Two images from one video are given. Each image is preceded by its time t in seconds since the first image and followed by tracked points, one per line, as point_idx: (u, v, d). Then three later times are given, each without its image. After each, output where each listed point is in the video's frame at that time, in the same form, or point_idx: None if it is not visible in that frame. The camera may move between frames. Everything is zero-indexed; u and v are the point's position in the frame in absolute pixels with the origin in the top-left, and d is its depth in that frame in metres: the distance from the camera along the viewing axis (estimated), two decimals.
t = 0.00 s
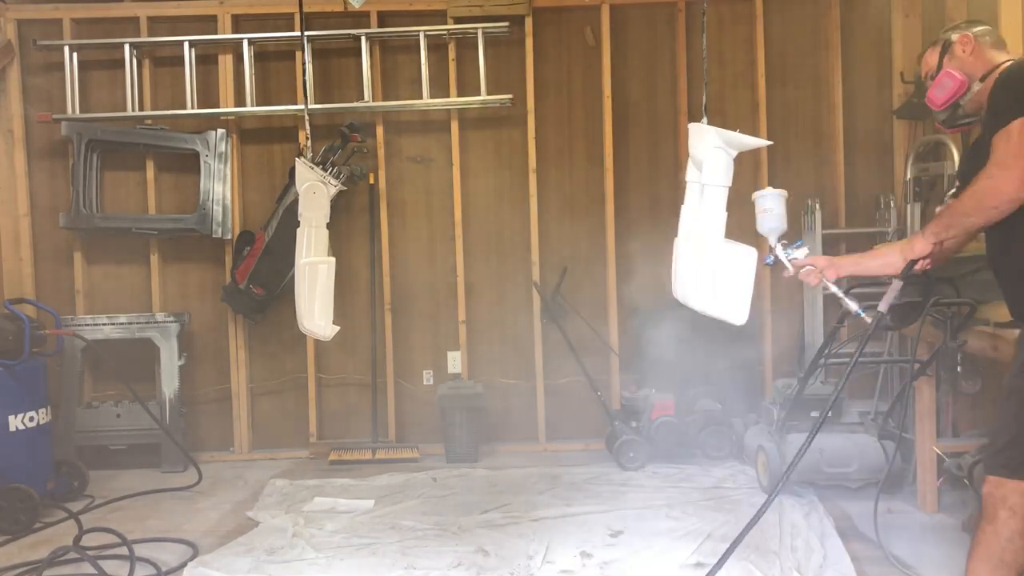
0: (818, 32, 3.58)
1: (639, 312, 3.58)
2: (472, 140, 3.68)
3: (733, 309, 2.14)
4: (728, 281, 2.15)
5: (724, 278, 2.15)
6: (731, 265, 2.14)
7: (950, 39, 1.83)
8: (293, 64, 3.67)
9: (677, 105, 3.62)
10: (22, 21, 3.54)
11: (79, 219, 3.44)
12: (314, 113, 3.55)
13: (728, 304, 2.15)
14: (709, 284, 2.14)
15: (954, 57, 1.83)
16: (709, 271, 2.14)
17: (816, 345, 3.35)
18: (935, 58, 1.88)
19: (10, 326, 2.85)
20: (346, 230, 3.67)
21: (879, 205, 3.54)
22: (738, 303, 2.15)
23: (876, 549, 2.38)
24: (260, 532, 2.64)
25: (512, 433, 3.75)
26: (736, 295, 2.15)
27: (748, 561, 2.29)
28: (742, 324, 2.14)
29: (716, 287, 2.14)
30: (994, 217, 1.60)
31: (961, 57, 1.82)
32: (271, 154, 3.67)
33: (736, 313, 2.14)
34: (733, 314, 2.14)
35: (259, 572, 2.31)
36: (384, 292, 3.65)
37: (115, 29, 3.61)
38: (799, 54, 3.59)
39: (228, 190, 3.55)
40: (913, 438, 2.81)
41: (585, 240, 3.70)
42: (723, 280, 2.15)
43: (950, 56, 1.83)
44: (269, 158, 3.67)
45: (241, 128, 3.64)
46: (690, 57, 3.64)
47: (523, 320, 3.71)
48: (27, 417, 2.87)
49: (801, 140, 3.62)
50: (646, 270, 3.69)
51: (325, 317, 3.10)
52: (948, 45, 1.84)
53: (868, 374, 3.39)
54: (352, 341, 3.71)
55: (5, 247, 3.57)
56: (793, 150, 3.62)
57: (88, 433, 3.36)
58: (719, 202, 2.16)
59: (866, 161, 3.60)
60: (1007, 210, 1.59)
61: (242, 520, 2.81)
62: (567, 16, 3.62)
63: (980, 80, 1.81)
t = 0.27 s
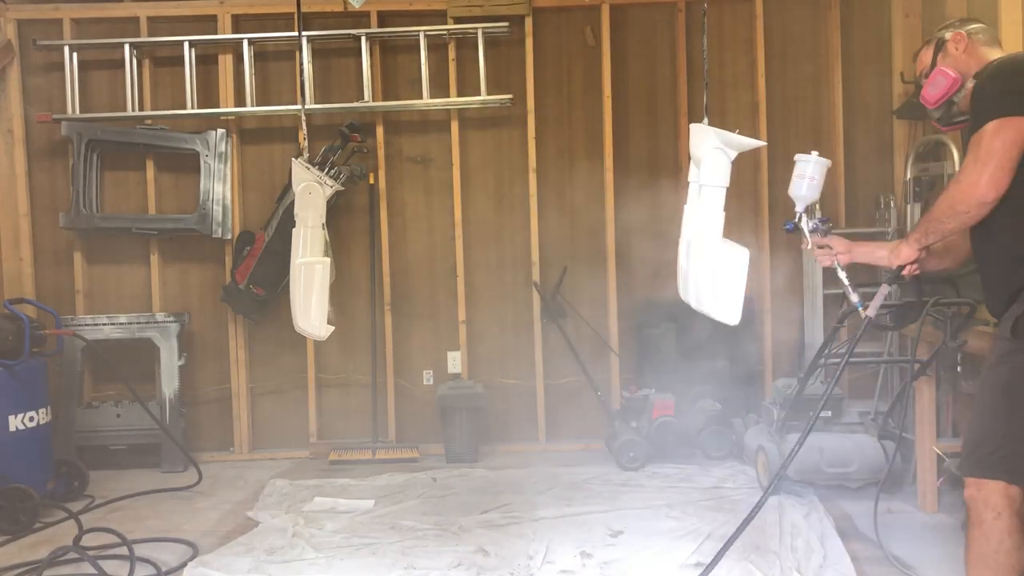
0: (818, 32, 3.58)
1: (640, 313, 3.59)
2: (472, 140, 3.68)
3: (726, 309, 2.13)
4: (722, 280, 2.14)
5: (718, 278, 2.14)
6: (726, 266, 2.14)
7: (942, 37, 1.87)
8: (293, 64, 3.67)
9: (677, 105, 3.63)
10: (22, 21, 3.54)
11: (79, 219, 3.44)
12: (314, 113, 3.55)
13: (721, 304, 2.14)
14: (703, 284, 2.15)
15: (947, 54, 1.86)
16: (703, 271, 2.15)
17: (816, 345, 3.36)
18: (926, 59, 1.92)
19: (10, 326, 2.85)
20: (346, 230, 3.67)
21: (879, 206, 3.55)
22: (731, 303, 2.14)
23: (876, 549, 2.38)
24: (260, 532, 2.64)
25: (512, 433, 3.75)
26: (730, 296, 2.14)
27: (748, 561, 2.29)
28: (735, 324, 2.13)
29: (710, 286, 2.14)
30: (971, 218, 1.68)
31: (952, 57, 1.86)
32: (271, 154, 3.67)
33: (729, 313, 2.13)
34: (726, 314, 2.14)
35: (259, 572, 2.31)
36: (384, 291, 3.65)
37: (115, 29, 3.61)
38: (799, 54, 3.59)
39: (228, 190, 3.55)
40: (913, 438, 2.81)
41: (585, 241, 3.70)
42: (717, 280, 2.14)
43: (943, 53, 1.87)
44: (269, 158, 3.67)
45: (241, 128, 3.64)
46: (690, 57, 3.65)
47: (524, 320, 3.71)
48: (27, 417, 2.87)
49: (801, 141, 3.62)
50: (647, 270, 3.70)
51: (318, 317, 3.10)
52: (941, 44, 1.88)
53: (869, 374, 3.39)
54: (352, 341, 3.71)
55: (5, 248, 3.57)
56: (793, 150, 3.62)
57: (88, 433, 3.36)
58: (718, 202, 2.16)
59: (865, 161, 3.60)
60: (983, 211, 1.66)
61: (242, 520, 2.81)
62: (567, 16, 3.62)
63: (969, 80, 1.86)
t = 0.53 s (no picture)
0: (818, 32, 3.58)
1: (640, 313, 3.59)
2: (472, 140, 3.68)
3: (722, 310, 2.16)
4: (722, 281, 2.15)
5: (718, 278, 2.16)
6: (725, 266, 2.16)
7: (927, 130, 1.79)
8: (293, 64, 3.67)
9: (677, 105, 3.63)
10: (22, 21, 3.54)
11: (79, 219, 3.44)
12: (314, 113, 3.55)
13: (718, 305, 2.16)
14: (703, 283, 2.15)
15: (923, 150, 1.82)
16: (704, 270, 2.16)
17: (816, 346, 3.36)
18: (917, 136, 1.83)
19: (10, 326, 2.85)
20: (346, 230, 3.67)
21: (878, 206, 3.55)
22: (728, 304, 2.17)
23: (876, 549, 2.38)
24: (260, 532, 2.64)
25: (512, 433, 3.75)
26: (726, 295, 2.17)
27: (748, 561, 2.29)
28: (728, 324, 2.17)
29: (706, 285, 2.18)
30: (925, 389, 1.63)
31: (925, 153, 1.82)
32: (271, 154, 3.67)
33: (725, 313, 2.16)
34: (722, 315, 2.16)
35: (259, 572, 2.31)
36: (384, 291, 3.65)
37: (115, 29, 3.61)
38: (798, 55, 3.60)
39: (228, 190, 3.55)
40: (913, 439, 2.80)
41: (585, 241, 3.70)
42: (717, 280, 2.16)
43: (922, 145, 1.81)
44: (269, 158, 3.67)
45: (241, 128, 3.64)
46: (690, 57, 3.65)
47: (524, 321, 3.71)
48: (27, 416, 2.87)
49: (801, 141, 3.62)
50: (647, 270, 3.70)
51: (323, 319, 3.14)
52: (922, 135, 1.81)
53: (868, 374, 3.40)
54: (352, 341, 3.71)
55: (5, 248, 3.57)
56: (793, 151, 3.62)
57: (88, 433, 3.36)
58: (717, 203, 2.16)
59: (865, 161, 3.60)
60: (936, 395, 1.61)
61: (242, 520, 2.81)
62: (567, 17, 3.63)
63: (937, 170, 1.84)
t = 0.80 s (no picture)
0: (818, 32, 3.58)
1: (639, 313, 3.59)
2: (472, 140, 3.68)
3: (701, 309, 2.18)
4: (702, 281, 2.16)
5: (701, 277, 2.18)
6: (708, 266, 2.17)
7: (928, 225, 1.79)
8: (293, 64, 3.67)
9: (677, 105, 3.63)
10: (22, 21, 3.54)
11: (79, 219, 3.44)
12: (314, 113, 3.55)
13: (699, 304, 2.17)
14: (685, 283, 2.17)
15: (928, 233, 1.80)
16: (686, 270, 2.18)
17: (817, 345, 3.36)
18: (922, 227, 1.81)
19: (10, 326, 2.85)
20: (346, 230, 3.67)
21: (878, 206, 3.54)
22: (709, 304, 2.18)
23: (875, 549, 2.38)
24: (260, 532, 2.64)
25: (512, 433, 3.75)
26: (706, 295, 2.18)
27: (748, 561, 2.29)
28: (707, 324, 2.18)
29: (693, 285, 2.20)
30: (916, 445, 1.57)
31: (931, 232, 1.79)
32: (271, 154, 3.67)
33: (707, 314, 2.16)
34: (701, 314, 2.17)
35: (259, 572, 2.31)
36: (384, 292, 3.65)
37: (115, 29, 3.61)
38: (798, 54, 3.59)
39: (228, 190, 3.55)
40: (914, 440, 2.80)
41: (585, 241, 3.70)
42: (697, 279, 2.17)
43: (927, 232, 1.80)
44: (269, 158, 3.67)
45: (241, 128, 3.64)
46: (690, 57, 3.65)
47: (524, 321, 3.71)
48: (27, 416, 2.87)
49: (801, 141, 3.62)
50: (647, 270, 3.70)
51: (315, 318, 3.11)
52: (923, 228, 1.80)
53: (868, 375, 3.39)
54: (352, 341, 3.71)
55: (5, 248, 3.57)
56: (794, 151, 3.62)
57: (88, 433, 3.36)
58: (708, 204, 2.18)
59: (865, 161, 3.60)
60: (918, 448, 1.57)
61: (242, 520, 2.81)
62: (567, 16, 3.62)
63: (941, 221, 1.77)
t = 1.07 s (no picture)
0: (818, 32, 3.58)
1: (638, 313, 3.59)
2: (472, 140, 3.68)
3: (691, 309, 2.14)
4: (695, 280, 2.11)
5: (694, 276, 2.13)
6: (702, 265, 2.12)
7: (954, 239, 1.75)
8: (293, 64, 3.67)
9: (677, 105, 3.63)
10: (22, 21, 3.54)
11: (79, 219, 3.44)
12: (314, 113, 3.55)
13: (689, 304, 2.12)
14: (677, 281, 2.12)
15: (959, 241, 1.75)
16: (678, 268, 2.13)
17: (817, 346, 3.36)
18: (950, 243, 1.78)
19: (10, 326, 2.85)
20: (346, 230, 3.67)
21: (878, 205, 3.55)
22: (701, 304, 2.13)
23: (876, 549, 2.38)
24: (260, 532, 2.64)
25: (512, 433, 3.75)
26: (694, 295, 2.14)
27: (748, 561, 2.29)
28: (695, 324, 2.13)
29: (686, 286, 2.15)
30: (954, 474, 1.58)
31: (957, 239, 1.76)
32: (271, 154, 3.67)
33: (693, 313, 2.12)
34: (693, 315, 2.12)
35: (259, 572, 2.31)
36: (384, 292, 3.65)
37: (115, 29, 3.61)
38: (799, 54, 3.59)
39: (228, 190, 3.55)
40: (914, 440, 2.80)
41: (585, 240, 3.70)
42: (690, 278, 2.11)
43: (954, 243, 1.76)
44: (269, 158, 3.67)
45: (241, 128, 3.64)
46: (690, 57, 3.65)
47: (524, 321, 3.71)
48: (27, 416, 2.87)
49: (801, 140, 3.61)
50: (647, 270, 3.69)
51: (319, 319, 3.08)
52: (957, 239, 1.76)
53: (869, 375, 3.39)
54: (352, 341, 3.71)
55: (5, 248, 3.57)
56: (794, 151, 3.62)
57: (88, 433, 3.36)
58: (705, 204, 2.16)
59: (865, 161, 3.60)
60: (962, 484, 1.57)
61: (242, 520, 2.81)
62: (567, 16, 3.62)
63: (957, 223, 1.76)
